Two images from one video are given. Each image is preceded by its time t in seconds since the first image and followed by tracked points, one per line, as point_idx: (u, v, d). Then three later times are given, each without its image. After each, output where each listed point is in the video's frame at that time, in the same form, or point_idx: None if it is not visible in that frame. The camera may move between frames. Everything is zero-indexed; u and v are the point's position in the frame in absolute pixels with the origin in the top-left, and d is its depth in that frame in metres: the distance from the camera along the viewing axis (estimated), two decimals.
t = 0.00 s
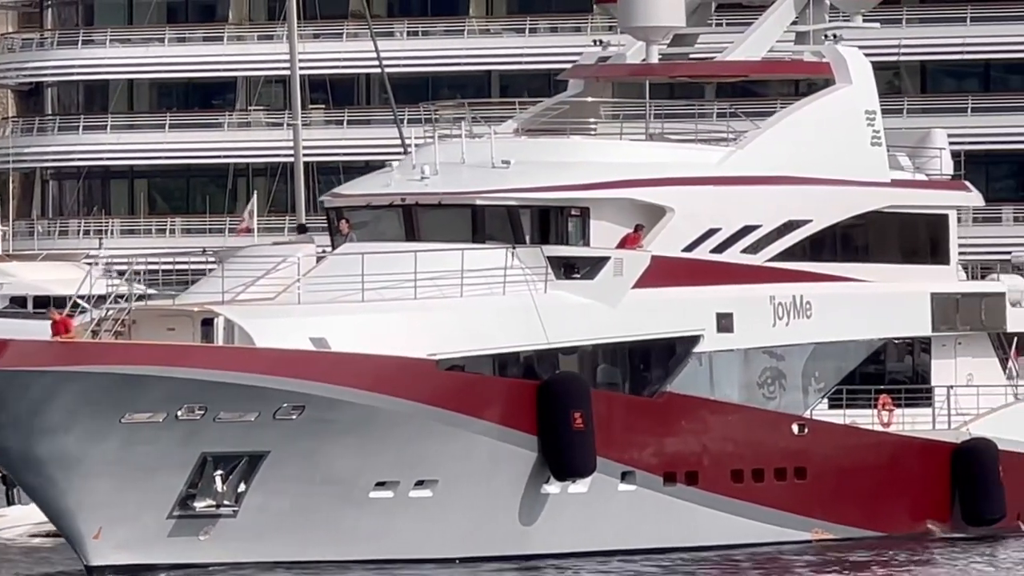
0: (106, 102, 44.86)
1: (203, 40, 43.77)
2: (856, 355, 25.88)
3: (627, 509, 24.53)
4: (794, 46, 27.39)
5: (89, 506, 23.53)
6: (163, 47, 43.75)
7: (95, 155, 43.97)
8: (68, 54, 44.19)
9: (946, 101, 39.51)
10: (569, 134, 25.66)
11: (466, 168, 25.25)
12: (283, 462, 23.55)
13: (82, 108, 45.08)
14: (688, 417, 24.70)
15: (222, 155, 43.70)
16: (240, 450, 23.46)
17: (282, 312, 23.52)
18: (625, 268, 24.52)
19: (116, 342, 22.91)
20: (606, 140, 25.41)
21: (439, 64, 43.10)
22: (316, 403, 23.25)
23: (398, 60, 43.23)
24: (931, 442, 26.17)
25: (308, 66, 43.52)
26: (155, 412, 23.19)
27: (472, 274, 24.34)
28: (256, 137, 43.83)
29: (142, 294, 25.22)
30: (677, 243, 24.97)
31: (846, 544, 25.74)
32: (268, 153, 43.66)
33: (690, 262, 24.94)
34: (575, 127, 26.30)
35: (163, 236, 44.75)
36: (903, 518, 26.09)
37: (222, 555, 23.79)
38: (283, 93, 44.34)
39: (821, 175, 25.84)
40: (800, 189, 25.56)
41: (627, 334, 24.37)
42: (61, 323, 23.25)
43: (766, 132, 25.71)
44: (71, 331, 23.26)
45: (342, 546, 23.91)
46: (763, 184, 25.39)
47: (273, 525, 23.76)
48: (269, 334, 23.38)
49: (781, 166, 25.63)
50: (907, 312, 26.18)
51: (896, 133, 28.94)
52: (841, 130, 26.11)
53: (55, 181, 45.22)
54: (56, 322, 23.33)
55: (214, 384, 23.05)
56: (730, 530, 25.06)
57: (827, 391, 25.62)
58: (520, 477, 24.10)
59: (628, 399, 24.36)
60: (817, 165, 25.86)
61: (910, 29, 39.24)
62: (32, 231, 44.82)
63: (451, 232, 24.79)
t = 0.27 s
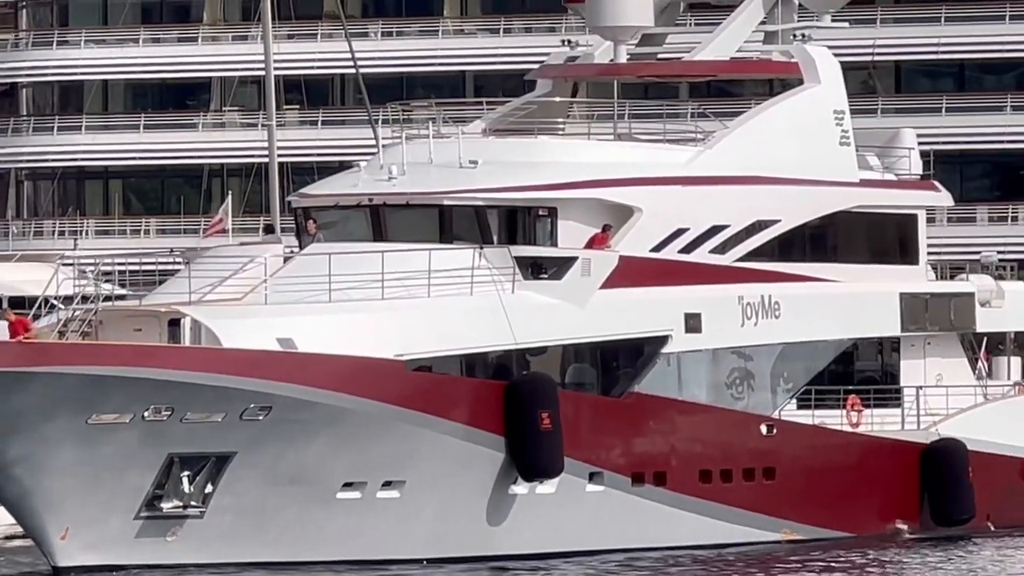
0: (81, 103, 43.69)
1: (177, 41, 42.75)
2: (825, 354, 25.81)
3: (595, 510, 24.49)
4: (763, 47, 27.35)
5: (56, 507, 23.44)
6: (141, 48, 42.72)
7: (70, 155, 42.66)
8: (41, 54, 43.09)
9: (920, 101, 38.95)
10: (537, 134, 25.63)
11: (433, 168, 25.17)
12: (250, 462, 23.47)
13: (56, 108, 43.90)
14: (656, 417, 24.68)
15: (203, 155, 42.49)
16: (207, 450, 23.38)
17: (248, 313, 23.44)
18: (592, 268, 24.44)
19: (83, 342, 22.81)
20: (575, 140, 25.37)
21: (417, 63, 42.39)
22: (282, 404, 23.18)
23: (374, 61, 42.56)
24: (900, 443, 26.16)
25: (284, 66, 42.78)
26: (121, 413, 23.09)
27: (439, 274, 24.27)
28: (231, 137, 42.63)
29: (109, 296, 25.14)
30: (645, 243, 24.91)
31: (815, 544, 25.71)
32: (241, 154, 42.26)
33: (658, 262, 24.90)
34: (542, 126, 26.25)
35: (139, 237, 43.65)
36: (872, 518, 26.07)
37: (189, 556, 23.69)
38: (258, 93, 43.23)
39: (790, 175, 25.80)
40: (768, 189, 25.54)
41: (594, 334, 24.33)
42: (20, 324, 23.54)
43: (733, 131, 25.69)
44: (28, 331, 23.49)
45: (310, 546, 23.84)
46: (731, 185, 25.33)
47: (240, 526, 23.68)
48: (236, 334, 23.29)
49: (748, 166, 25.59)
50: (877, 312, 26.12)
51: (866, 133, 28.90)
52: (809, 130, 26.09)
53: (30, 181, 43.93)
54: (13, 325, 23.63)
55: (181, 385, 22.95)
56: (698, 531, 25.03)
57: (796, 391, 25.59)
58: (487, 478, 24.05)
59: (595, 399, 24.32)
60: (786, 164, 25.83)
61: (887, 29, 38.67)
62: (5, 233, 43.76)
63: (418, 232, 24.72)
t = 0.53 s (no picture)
0: (47, 107, 43.33)
1: (143, 43, 43.05)
2: (785, 356, 25.77)
3: (554, 513, 24.47)
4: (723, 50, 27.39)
5: (13, 510, 23.34)
6: (103, 51, 42.78)
7: (34, 158, 42.62)
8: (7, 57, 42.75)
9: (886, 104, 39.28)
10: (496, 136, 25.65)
11: (392, 171, 25.16)
12: (209, 465, 23.38)
13: (22, 111, 43.56)
14: (616, 419, 24.65)
15: (166, 157, 42.30)
16: (165, 453, 23.28)
17: (208, 315, 23.41)
18: (552, 271, 24.50)
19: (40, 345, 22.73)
20: (534, 142, 25.36)
21: (383, 65, 42.23)
22: (240, 406, 23.13)
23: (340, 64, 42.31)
24: (862, 445, 26.09)
25: (250, 71, 42.79)
26: (79, 415, 23.03)
27: (398, 277, 24.23)
28: (197, 138, 42.50)
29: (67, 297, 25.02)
30: (604, 246, 24.92)
31: (776, 546, 25.69)
32: (201, 155, 42.12)
33: (617, 264, 24.90)
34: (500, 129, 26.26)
35: (105, 240, 43.52)
36: (833, 520, 26.01)
37: (147, 559, 23.55)
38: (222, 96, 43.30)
39: (750, 177, 25.83)
40: (727, 191, 25.52)
41: (553, 337, 24.33)
42: None
43: (694, 133, 25.67)
44: None
45: (269, 549, 23.72)
46: (691, 187, 25.31)
47: (199, 528, 23.56)
48: (194, 338, 23.24)
49: (707, 168, 25.57)
50: (838, 313, 26.09)
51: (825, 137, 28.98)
52: (768, 132, 26.11)
53: None
54: None
55: (139, 388, 22.86)
56: (658, 533, 25.00)
57: (757, 394, 25.57)
58: (446, 481, 24.01)
59: (555, 401, 24.31)
60: (747, 166, 25.85)
61: (851, 32, 38.84)
62: None
63: (377, 234, 24.66)
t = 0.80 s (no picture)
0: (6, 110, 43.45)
1: (104, 48, 42.71)
2: (740, 359, 25.75)
3: (509, 516, 24.41)
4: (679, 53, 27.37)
5: None
6: (64, 55, 42.40)
7: None
8: None
9: (846, 105, 39.42)
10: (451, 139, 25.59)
11: (346, 173, 25.06)
12: (162, 469, 23.25)
13: None
14: (570, 423, 24.59)
15: (125, 162, 42.29)
16: (118, 456, 23.15)
17: (162, 319, 23.27)
18: (506, 274, 24.42)
19: None
20: (489, 145, 25.32)
21: (346, 69, 41.75)
22: (193, 410, 23.03)
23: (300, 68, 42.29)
24: (819, 448, 26.02)
25: (211, 74, 42.48)
26: (31, 420, 22.98)
27: (352, 281, 24.17)
28: (161, 143, 42.38)
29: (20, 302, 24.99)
30: (559, 249, 24.90)
31: (732, 549, 25.63)
32: (168, 159, 42.19)
33: (572, 268, 24.87)
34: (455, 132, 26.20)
35: (67, 243, 43.17)
36: (790, 524, 25.92)
37: (100, 564, 23.37)
38: (185, 100, 43.30)
39: (704, 180, 25.80)
40: (682, 194, 25.50)
41: (508, 341, 24.27)
42: None
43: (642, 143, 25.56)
44: None
45: (222, 553, 23.58)
46: (646, 190, 25.31)
47: (153, 532, 23.40)
48: (148, 340, 23.07)
49: (662, 172, 25.55)
50: (793, 316, 26.04)
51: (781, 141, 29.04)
52: (724, 135, 26.05)
53: None
54: None
55: (92, 392, 22.77)
56: (614, 537, 24.92)
57: (712, 397, 25.53)
58: (400, 484, 23.94)
59: (510, 404, 24.25)
60: (702, 169, 25.83)
61: (813, 35, 38.85)
62: None
63: (331, 237, 24.56)
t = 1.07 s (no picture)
0: None
1: (70, 50, 42.69)
2: (700, 362, 25.76)
3: (469, 519, 24.34)
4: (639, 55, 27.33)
5: None
6: (31, 58, 42.40)
7: None
8: None
9: (813, 109, 39.60)
10: (411, 141, 25.53)
11: (305, 176, 24.99)
12: (121, 472, 23.12)
13: None
14: (530, 426, 24.55)
15: (92, 163, 42.12)
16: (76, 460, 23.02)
17: (119, 322, 23.10)
18: (465, 276, 24.35)
19: None
20: (448, 148, 25.25)
21: (312, 73, 41.57)
22: (151, 412, 22.93)
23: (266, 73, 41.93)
24: (780, 450, 25.98)
25: (178, 75, 42.14)
26: None
27: (311, 283, 24.08)
28: (127, 147, 42.16)
29: None
30: (518, 251, 24.83)
31: (693, 553, 25.58)
32: (134, 161, 42.01)
33: (532, 271, 24.83)
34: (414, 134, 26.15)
35: (32, 245, 42.89)
36: (751, 527, 25.88)
37: (59, 568, 23.19)
38: (151, 102, 43.25)
39: (664, 183, 25.78)
40: (643, 196, 25.49)
41: (467, 343, 24.25)
42: None
43: (602, 149, 25.52)
44: None
45: (181, 556, 23.44)
46: (606, 192, 25.30)
47: (111, 536, 23.24)
48: (106, 343, 22.95)
49: (622, 174, 25.53)
50: (754, 318, 26.03)
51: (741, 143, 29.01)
52: (685, 137, 26.02)
53: None
54: None
55: (50, 394, 22.68)
56: (574, 540, 24.86)
57: (673, 399, 25.52)
58: (360, 487, 23.83)
59: (469, 407, 24.20)
60: (662, 171, 25.81)
61: (778, 38, 39.03)
62: None
63: (290, 240, 24.52)
